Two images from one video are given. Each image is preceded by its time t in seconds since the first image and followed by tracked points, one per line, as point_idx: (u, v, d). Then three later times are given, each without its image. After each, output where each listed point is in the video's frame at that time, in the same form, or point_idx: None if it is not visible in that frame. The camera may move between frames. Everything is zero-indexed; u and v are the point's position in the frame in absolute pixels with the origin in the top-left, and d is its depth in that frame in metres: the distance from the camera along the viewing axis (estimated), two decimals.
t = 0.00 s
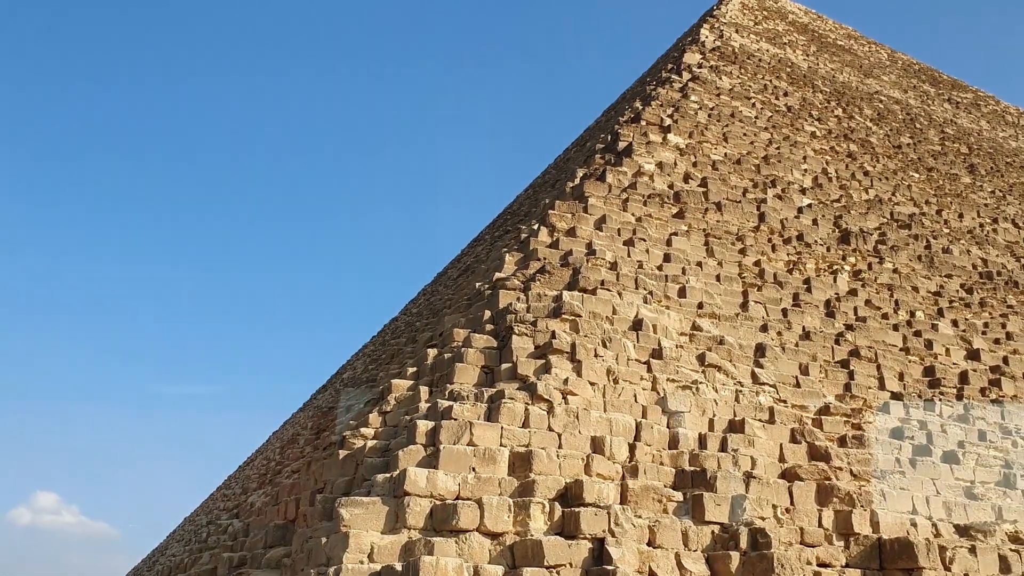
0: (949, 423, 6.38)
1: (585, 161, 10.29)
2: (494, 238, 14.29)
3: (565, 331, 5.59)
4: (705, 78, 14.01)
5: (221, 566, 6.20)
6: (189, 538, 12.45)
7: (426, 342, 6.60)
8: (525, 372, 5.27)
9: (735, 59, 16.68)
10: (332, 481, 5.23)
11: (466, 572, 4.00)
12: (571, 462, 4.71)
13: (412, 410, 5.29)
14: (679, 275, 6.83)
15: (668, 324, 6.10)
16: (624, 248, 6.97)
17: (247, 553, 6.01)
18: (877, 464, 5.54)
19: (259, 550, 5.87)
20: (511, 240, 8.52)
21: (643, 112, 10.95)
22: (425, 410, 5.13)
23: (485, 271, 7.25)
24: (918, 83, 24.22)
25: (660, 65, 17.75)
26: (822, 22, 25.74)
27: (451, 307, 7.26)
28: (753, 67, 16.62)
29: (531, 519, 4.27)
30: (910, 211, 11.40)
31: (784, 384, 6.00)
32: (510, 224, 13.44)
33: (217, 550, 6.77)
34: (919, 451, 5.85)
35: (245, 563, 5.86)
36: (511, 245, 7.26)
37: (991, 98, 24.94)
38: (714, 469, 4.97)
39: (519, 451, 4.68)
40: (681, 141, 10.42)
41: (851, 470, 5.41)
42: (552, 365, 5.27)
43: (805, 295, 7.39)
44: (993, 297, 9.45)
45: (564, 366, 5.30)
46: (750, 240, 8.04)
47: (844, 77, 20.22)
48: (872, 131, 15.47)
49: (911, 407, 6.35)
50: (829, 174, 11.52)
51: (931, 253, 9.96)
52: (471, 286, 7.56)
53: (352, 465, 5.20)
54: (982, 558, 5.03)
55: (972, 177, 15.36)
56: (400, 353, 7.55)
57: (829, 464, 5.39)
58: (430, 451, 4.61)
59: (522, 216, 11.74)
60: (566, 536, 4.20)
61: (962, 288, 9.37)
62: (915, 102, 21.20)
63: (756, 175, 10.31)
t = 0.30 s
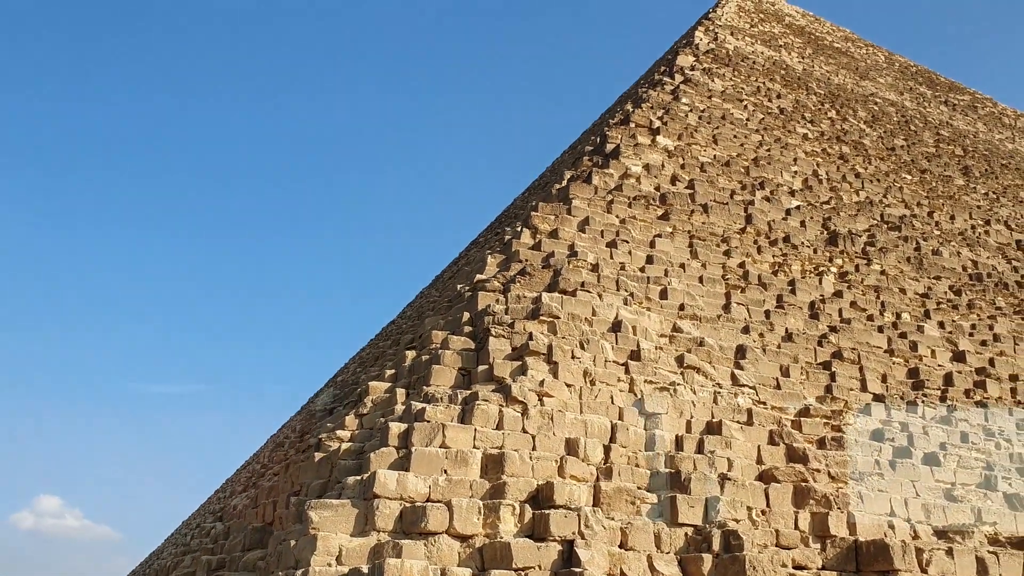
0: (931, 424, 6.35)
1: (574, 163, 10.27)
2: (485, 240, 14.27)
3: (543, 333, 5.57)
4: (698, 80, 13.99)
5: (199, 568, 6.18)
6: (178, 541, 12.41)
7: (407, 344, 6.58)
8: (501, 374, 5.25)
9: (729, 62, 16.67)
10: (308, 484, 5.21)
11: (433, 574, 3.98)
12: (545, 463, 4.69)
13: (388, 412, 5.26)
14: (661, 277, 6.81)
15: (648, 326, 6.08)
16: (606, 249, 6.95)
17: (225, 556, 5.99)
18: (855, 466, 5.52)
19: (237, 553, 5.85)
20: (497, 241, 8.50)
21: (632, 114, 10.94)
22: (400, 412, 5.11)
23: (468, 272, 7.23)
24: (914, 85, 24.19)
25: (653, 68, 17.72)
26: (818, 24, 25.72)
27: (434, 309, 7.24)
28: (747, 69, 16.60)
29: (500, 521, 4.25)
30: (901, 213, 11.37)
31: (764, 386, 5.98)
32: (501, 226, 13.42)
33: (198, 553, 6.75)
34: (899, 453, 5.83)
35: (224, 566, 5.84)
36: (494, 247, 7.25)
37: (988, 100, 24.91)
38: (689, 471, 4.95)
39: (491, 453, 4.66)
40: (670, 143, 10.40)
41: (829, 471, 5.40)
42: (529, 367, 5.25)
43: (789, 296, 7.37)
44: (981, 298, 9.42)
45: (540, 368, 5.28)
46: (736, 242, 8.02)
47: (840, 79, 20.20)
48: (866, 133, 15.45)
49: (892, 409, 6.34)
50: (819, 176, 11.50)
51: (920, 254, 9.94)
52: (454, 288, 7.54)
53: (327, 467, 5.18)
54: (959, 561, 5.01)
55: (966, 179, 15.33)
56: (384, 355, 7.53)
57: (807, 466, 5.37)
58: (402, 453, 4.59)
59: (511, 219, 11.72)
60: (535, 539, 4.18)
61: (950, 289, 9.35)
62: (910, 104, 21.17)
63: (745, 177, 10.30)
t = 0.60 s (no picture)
0: (913, 426, 6.32)
1: (563, 164, 10.25)
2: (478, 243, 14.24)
3: (520, 334, 5.54)
4: (690, 81, 13.96)
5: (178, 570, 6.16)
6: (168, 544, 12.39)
7: (388, 345, 6.56)
8: (477, 375, 5.23)
9: (723, 64, 16.64)
10: (283, 485, 5.20)
11: None
12: (518, 465, 4.67)
13: (363, 414, 5.25)
14: (644, 279, 6.79)
15: (628, 327, 6.06)
16: (588, 250, 6.93)
17: (204, 558, 5.98)
18: (833, 467, 5.50)
19: (214, 555, 5.83)
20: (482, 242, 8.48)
21: (622, 116, 10.92)
22: (375, 413, 5.08)
23: (450, 273, 7.21)
24: (911, 87, 24.15)
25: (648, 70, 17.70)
26: (815, 27, 25.68)
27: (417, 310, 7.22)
28: (741, 71, 16.58)
29: (470, 523, 4.23)
30: (892, 215, 11.34)
31: (743, 387, 5.96)
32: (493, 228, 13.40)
33: (179, 556, 6.74)
34: (879, 455, 5.81)
35: (201, 568, 5.83)
36: (477, 248, 7.22)
37: (986, 102, 24.86)
38: (664, 473, 4.92)
39: (464, 454, 4.64)
40: (659, 144, 10.39)
41: (806, 473, 5.37)
42: (504, 368, 5.23)
43: (772, 298, 7.35)
44: (970, 300, 9.39)
45: (516, 369, 5.26)
46: (721, 243, 8.00)
47: (835, 81, 20.17)
48: (859, 135, 15.42)
49: (874, 410, 6.31)
50: (809, 178, 11.47)
51: (910, 256, 9.90)
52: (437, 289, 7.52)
53: (301, 469, 5.16)
54: (936, 562, 4.99)
55: (960, 181, 15.30)
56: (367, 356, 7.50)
57: (784, 467, 5.35)
58: (374, 454, 4.56)
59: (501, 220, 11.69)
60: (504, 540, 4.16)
61: (939, 291, 9.32)
62: (906, 106, 21.14)
63: (734, 178, 10.28)
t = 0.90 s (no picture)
0: (899, 427, 6.29)
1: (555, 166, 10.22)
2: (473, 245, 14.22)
3: (500, 335, 5.52)
4: (686, 83, 13.93)
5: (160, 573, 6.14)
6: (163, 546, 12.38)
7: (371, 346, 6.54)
8: (456, 376, 5.21)
9: (720, 65, 16.61)
10: (260, 487, 5.18)
11: None
12: (493, 467, 4.64)
13: (341, 416, 5.23)
14: (629, 280, 6.77)
15: (610, 329, 6.04)
16: (573, 252, 6.91)
17: (185, 561, 5.96)
18: (815, 469, 5.46)
19: (195, 558, 5.82)
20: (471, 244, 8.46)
21: (615, 117, 10.89)
22: (352, 415, 5.06)
23: (435, 275, 7.19)
24: (912, 89, 24.08)
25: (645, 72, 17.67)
26: (815, 28, 25.62)
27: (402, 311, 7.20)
28: (738, 73, 16.54)
29: (442, 525, 4.21)
30: (886, 216, 11.30)
31: (727, 389, 5.92)
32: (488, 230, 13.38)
33: (163, 558, 6.72)
34: (863, 456, 5.77)
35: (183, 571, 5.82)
36: (462, 249, 7.20)
37: (987, 103, 24.77)
38: (642, 475, 4.89)
39: (439, 456, 4.61)
40: (650, 146, 10.36)
41: (787, 475, 5.35)
42: (483, 370, 5.20)
43: (759, 299, 7.31)
44: (963, 301, 9.35)
45: (495, 370, 5.24)
46: (709, 244, 7.97)
47: (833, 82, 20.12)
48: (856, 136, 15.37)
49: (860, 412, 6.27)
50: (803, 179, 11.44)
51: (902, 257, 9.86)
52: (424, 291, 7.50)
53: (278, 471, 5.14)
54: (917, 565, 4.95)
55: (958, 182, 15.24)
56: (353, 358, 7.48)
57: (765, 469, 5.31)
58: (349, 457, 4.52)
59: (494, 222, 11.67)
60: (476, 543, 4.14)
61: (931, 292, 9.28)
62: (906, 108, 21.07)
63: (726, 180, 10.25)
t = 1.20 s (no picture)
0: (889, 430, 6.24)
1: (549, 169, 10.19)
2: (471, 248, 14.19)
3: (483, 338, 5.50)
4: (684, 85, 13.89)
5: None
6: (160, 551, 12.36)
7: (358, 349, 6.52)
8: (437, 379, 5.18)
9: (720, 67, 16.57)
10: (242, 491, 5.16)
11: None
12: (473, 470, 4.61)
13: (322, 419, 5.21)
14: (617, 282, 6.74)
15: (596, 331, 6.01)
16: (561, 254, 6.88)
17: (170, 565, 5.94)
18: (801, 472, 5.42)
19: (179, 562, 5.81)
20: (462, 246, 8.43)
21: (610, 120, 10.86)
22: (332, 418, 5.04)
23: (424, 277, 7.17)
24: (916, 91, 23.98)
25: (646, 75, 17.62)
26: (818, 31, 25.54)
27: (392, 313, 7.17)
28: (738, 75, 16.50)
29: (417, 528, 4.18)
30: (884, 218, 11.23)
31: (713, 391, 5.89)
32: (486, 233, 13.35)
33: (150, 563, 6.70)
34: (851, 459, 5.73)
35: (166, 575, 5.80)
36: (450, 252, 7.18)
37: (991, 105, 24.65)
38: (623, 478, 4.86)
39: (417, 459, 4.58)
40: (645, 148, 10.32)
41: (772, 478, 5.31)
42: (465, 372, 5.17)
43: (750, 301, 7.27)
44: (959, 304, 9.29)
45: (477, 373, 5.21)
46: (701, 246, 7.93)
47: (836, 85, 20.05)
48: (857, 139, 15.31)
49: (849, 414, 6.23)
50: (800, 182, 11.38)
51: (899, 259, 9.80)
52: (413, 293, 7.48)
53: (259, 474, 5.12)
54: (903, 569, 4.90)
55: (959, 184, 15.16)
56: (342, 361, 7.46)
57: (749, 472, 5.27)
58: (327, 459, 4.51)
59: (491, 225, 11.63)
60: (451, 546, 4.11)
61: (927, 294, 9.22)
62: (909, 110, 20.98)
63: (722, 182, 10.21)
